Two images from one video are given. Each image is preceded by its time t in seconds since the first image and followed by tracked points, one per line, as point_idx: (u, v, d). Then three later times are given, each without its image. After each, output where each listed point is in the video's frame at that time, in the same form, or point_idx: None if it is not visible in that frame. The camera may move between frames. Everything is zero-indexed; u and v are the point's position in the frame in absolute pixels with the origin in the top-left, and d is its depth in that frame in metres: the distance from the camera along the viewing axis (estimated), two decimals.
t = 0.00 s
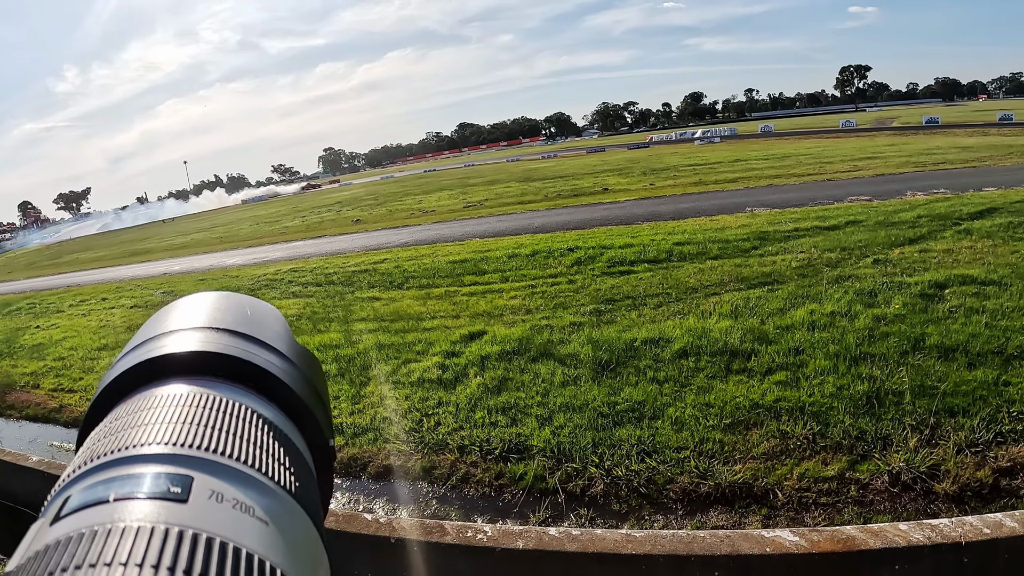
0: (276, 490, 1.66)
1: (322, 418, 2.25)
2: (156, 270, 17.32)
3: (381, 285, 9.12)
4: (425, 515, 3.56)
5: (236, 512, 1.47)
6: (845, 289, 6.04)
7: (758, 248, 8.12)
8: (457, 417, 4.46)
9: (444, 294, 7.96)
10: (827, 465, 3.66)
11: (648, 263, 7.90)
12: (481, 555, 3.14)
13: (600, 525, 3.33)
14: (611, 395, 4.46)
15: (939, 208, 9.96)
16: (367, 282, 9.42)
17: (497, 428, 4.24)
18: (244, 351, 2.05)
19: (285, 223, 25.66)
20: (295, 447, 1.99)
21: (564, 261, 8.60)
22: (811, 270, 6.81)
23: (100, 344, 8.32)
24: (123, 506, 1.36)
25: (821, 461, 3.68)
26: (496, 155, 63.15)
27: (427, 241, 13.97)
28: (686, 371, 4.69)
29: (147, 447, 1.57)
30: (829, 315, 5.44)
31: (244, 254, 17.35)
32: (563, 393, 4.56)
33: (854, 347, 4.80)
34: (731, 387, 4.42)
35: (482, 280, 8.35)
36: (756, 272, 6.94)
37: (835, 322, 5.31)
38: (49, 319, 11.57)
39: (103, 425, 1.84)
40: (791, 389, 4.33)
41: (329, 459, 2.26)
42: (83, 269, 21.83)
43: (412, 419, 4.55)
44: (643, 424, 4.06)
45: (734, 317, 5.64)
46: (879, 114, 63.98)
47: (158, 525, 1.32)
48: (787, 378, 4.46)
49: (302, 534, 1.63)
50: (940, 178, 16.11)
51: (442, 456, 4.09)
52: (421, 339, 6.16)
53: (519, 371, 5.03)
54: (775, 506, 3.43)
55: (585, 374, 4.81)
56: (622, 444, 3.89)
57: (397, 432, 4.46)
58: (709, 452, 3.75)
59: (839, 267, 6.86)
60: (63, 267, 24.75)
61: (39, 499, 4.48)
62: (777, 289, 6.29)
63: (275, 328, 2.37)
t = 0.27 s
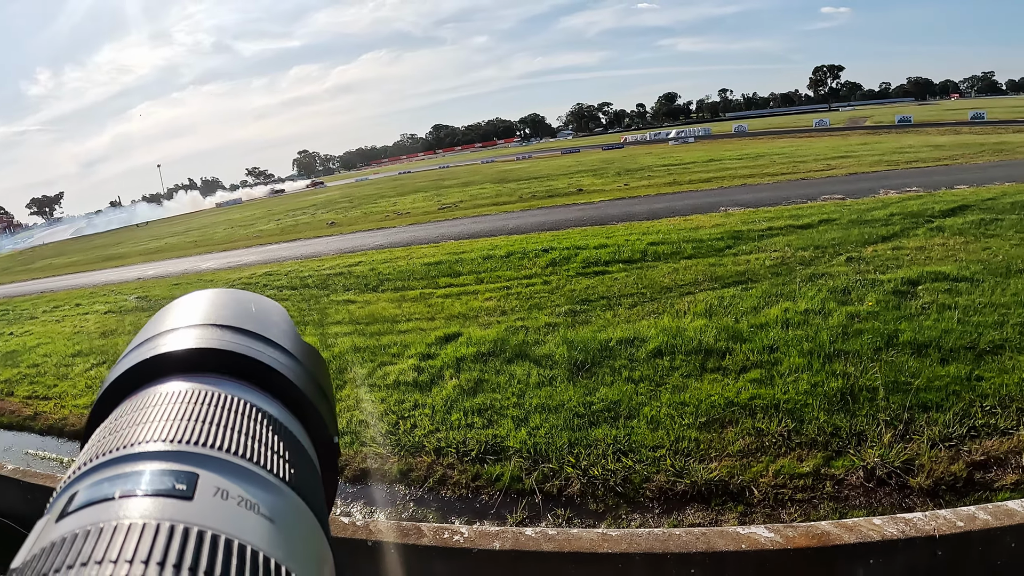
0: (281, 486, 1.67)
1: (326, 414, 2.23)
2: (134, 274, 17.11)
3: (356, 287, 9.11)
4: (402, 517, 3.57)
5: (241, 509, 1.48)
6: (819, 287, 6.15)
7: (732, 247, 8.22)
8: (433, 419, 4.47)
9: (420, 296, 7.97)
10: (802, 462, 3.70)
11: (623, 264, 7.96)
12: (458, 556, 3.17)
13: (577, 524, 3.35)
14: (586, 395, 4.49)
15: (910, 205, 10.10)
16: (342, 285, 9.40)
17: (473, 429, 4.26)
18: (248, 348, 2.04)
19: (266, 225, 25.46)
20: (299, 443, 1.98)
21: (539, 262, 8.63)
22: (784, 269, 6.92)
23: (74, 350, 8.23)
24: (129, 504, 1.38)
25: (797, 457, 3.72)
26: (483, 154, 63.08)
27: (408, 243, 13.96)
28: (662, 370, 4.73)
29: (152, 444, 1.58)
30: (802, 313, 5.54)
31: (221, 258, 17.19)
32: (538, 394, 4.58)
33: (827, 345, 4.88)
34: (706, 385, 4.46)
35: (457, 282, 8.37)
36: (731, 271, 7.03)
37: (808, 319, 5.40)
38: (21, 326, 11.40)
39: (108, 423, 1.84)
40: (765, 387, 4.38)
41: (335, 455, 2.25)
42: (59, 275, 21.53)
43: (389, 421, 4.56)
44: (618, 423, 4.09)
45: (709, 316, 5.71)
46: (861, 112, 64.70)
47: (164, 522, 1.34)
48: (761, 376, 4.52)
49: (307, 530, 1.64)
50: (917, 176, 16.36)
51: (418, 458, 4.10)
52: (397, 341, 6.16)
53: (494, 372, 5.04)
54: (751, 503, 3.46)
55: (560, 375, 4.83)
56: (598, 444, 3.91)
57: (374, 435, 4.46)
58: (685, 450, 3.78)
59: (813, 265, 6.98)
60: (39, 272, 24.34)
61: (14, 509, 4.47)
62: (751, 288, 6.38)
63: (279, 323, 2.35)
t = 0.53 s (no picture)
0: (283, 488, 1.67)
1: (329, 416, 2.23)
2: (110, 280, 16.85)
3: (330, 291, 9.06)
4: (379, 521, 3.57)
5: (244, 511, 1.48)
6: (792, 285, 6.23)
7: (705, 246, 8.29)
8: (408, 422, 4.47)
9: (394, 298, 7.96)
10: (777, 458, 3.73)
11: (596, 264, 8.00)
12: (434, 558, 3.18)
13: (554, 524, 3.37)
14: (561, 396, 4.51)
15: (881, 203, 10.21)
16: (315, 288, 9.35)
17: (449, 432, 4.26)
18: (249, 349, 2.04)
19: (246, 228, 25.23)
20: (302, 444, 1.98)
21: (512, 264, 8.65)
22: (757, 267, 7.00)
23: (45, 358, 8.11)
24: (131, 506, 1.38)
25: (772, 454, 3.76)
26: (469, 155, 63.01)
27: (388, 245, 13.93)
28: (636, 369, 4.77)
29: (156, 447, 1.58)
30: (775, 311, 5.61)
31: (198, 262, 17.00)
32: (513, 395, 4.60)
33: (800, 342, 4.95)
34: (680, 384, 4.49)
35: (430, 285, 8.36)
36: (704, 270, 7.10)
37: (782, 317, 5.48)
38: None
39: (110, 427, 1.85)
40: (739, 384, 4.43)
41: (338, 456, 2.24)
42: (33, 281, 21.15)
43: (364, 424, 4.54)
44: (593, 423, 4.12)
45: (682, 315, 5.76)
46: (841, 110, 65.38)
47: (166, 525, 1.34)
48: (735, 374, 4.56)
49: (310, 532, 1.64)
50: (894, 174, 16.59)
51: (394, 462, 4.09)
52: (371, 344, 6.14)
53: (469, 374, 5.05)
54: (727, 500, 3.49)
55: (534, 376, 4.85)
56: (573, 444, 3.93)
57: (350, 438, 4.44)
58: (660, 449, 3.81)
59: (785, 263, 7.07)
60: (10, 278, 23.88)
61: None
62: (724, 287, 6.45)
63: (281, 325, 2.35)
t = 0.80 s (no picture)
0: (285, 488, 1.66)
1: (329, 417, 2.21)
2: (88, 286, 16.64)
3: (305, 295, 9.02)
4: (357, 525, 3.56)
5: (245, 512, 1.47)
6: (765, 284, 6.32)
7: (679, 246, 8.38)
8: (384, 425, 4.46)
9: (369, 302, 7.94)
10: (754, 456, 3.76)
11: (571, 265, 8.06)
12: (412, 561, 3.18)
13: (532, 525, 3.38)
14: (537, 397, 4.53)
15: (853, 202, 10.34)
16: (290, 293, 9.31)
17: (426, 435, 4.27)
18: (249, 350, 2.03)
19: (228, 232, 25.04)
20: (303, 445, 1.96)
21: (487, 266, 8.67)
22: (730, 267, 7.08)
23: (17, 366, 7.98)
24: (132, 508, 1.37)
25: (748, 452, 3.79)
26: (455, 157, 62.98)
27: (369, 248, 13.91)
28: (611, 370, 4.80)
29: (157, 448, 1.56)
30: (749, 310, 5.68)
31: (174, 268, 16.87)
32: (490, 397, 4.61)
33: (774, 340, 5.01)
34: (656, 383, 4.53)
35: (405, 288, 8.36)
36: (678, 270, 7.17)
37: (756, 316, 5.54)
38: None
39: (108, 429, 1.82)
40: (714, 383, 4.47)
41: (338, 457, 2.22)
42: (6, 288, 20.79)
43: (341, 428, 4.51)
44: (570, 424, 4.14)
45: (657, 315, 5.82)
46: (822, 110, 66.13)
47: (167, 527, 1.33)
48: (710, 373, 4.61)
49: (311, 532, 1.62)
50: (871, 174, 16.82)
51: (371, 466, 4.08)
52: (346, 348, 6.12)
53: (445, 377, 5.06)
54: (705, 498, 3.51)
55: (510, 378, 4.86)
56: (550, 445, 3.94)
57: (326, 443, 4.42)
58: (637, 448, 3.83)
59: (758, 263, 7.17)
60: None
61: None
62: (697, 286, 6.52)
63: (280, 326, 2.33)
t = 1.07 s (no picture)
0: (289, 487, 1.65)
1: (333, 416, 2.19)
2: (63, 293, 16.35)
3: (279, 299, 8.97)
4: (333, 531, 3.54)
5: (248, 510, 1.46)
6: (738, 283, 6.38)
7: (652, 247, 8.43)
8: (359, 430, 4.44)
9: (343, 306, 7.89)
10: (729, 453, 3.79)
11: (545, 266, 8.07)
12: (389, 564, 3.19)
13: (509, 527, 3.39)
14: (512, 399, 4.53)
15: (826, 201, 10.45)
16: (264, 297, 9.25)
17: (401, 439, 4.26)
18: (253, 350, 2.01)
19: (207, 237, 24.76)
20: (308, 444, 1.94)
21: (461, 268, 8.67)
22: (704, 266, 7.15)
23: None
24: (135, 506, 1.37)
25: (723, 450, 3.82)
26: (440, 159, 62.84)
27: (348, 251, 13.84)
28: (586, 371, 4.82)
29: (163, 447, 1.57)
30: (723, 309, 5.73)
31: (147, 274, 16.71)
32: (465, 400, 4.61)
33: (748, 338, 5.07)
34: (630, 383, 4.56)
35: (379, 291, 8.34)
36: (651, 270, 7.22)
37: (729, 314, 5.60)
38: None
39: (112, 429, 1.82)
40: (688, 381, 4.51)
41: (343, 458, 2.20)
42: None
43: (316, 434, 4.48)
44: (545, 425, 4.15)
45: (631, 315, 5.86)
46: (802, 109, 66.91)
47: (171, 525, 1.33)
48: (684, 372, 4.64)
49: (315, 531, 1.61)
50: (843, 172, 17.09)
51: (347, 471, 4.06)
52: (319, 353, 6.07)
53: (420, 381, 5.05)
54: (681, 496, 3.53)
55: (484, 381, 4.86)
56: (526, 446, 3.96)
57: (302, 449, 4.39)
58: (612, 448, 3.85)
59: (730, 262, 7.24)
60: None
61: None
62: (671, 286, 6.57)
63: (284, 326, 2.31)
